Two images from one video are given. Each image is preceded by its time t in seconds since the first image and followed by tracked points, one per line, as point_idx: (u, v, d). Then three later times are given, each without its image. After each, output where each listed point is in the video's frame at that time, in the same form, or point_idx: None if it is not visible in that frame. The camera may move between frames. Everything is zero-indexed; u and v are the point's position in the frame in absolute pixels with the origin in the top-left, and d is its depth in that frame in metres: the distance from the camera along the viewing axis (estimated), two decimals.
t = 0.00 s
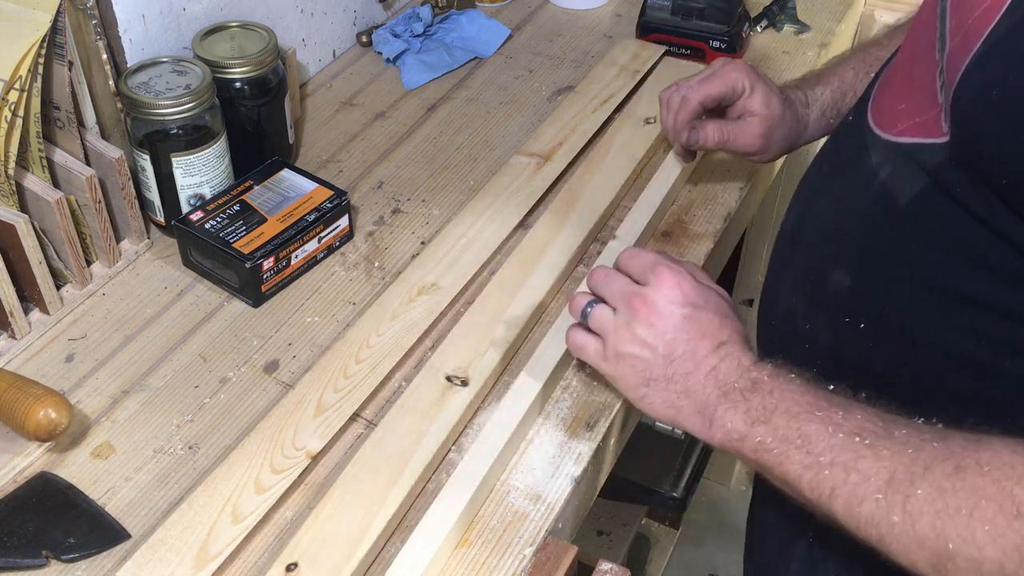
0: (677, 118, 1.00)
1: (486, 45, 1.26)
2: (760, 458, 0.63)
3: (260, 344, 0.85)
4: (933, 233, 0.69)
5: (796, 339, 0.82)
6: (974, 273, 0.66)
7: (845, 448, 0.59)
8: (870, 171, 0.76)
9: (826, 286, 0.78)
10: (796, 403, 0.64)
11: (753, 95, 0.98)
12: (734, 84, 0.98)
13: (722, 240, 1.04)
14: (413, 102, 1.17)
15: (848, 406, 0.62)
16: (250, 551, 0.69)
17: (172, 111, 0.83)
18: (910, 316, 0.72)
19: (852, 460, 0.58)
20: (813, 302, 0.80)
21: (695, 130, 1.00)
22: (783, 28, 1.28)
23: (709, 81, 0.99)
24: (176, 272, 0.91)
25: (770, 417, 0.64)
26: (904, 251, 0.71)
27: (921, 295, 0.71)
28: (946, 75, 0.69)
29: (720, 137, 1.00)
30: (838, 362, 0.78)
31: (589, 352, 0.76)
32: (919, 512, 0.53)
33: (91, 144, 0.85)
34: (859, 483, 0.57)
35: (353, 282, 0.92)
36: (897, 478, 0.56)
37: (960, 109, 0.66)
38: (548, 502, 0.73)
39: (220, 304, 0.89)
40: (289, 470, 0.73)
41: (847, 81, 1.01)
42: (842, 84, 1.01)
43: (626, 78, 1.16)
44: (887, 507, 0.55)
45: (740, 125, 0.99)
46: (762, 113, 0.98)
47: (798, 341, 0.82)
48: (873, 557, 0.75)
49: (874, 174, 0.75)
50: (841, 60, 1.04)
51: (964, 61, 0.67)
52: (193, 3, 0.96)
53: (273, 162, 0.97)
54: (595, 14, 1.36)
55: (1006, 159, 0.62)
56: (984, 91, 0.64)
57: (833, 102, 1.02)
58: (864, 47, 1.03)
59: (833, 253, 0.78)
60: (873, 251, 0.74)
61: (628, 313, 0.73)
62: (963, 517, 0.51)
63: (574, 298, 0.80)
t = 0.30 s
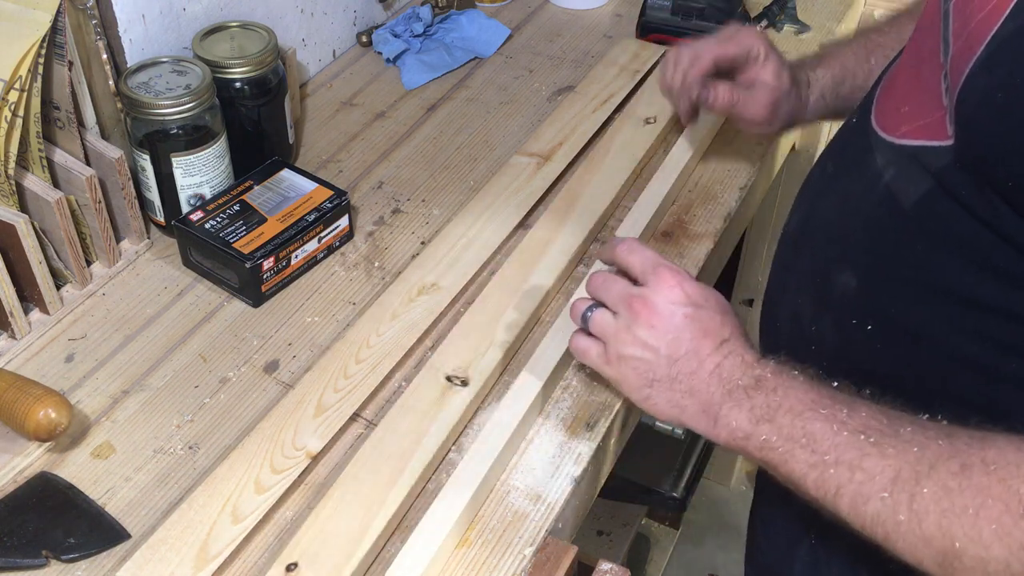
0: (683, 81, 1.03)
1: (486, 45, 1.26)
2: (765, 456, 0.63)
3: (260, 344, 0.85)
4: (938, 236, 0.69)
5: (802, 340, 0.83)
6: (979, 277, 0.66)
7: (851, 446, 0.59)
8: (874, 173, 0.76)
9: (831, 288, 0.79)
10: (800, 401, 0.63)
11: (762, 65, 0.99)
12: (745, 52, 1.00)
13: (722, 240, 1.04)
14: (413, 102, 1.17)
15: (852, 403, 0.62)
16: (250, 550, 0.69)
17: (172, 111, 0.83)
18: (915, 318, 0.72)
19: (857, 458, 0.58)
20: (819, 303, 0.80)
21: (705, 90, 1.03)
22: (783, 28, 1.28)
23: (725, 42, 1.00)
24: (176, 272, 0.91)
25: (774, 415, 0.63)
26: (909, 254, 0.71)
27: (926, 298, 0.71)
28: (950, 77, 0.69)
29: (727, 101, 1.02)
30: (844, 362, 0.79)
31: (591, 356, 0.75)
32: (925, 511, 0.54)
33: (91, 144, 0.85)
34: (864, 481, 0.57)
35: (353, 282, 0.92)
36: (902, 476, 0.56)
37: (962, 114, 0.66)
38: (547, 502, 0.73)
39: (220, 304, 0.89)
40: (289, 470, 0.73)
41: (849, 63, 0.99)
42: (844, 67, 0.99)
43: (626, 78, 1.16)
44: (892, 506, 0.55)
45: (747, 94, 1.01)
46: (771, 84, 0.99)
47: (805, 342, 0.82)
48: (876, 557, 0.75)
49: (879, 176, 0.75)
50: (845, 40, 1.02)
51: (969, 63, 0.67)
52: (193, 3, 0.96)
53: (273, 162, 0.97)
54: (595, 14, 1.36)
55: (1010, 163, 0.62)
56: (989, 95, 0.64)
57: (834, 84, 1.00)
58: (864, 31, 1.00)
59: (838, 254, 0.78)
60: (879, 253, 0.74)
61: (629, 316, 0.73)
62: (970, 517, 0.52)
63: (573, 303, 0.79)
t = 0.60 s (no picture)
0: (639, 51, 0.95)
1: (486, 45, 1.26)
2: (772, 456, 0.63)
3: (260, 344, 0.85)
4: (945, 243, 0.69)
5: (808, 345, 0.83)
6: (986, 284, 0.66)
7: (858, 447, 0.59)
8: (879, 179, 0.76)
9: (838, 295, 0.79)
10: (805, 400, 0.63)
11: (721, 40, 0.96)
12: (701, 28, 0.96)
13: (722, 239, 1.05)
14: (413, 102, 1.17)
15: (858, 401, 0.62)
16: (250, 550, 0.69)
17: (172, 111, 0.83)
18: (922, 325, 0.72)
19: (864, 459, 0.58)
20: (825, 309, 0.81)
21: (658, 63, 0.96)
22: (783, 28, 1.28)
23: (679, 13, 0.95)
24: (176, 273, 0.91)
25: (780, 415, 0.63)
26: (915, 261, 0.71)
27: (933, 305, 0.71)
28: (954, 85, 0.70)
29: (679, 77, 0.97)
30: (851, 368, 0.79)
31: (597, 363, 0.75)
32: (933, 513, 0.54)
33: (91, 144, 0.85)
34: (872, 483, 0.57)
35: (353, 282, 0.92)
36: (911, 477, 0.56)
37: (970, 122, 0.66)
38: (547, 502, 0.73)
39: (220, 305, 0.89)
40: (289, 470, 0.73)
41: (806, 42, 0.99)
42: (799, 44, 0.99)
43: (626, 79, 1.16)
44: (901, 507, 0.55)
45: (699, 67, 0.97)
46: (726, 61, 0.97)
47: (812, 348, 0.82)
48: (882, 558, 0.75)
49: (883, 183, 0.76)
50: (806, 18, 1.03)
51: (974, 71, 0.67)
52: (193, 3, 0.96)
53: (273, 162, 0.97)
54: (595, 14, 1.36)
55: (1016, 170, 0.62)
56: (997, 106, 0.64)
57: (790, 65, 1.00)
58: (825, 12, 1.02)
59: (844, 260, 0.78)
60: (886, 260, 0.74)
61: (626, 324, 0.71)
62: (979, 519, 0.52)
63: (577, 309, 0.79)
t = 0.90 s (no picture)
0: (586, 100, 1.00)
1: (486, 45, 1.26)
2: (772, 471, 0.61)
3: (260, 344, 0.85)
4: (947, 246, 0.69)
5: (808, 347, 0.83)
6: (989, 287, 0.67)
7: (857, 460, 0.56)
8: (880, 182, 0.76)
9: (839, 298, 0.79)
10: (800, 414, 0.60)
11: (660, 64, 0.96)
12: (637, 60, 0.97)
13: (722, 239, 1.05)
14: (413, 102, 1.17)
15: (856, 412, 0.60)
16: (250, 550, 0.69)
17: (172, 111, 0.83)
18: (924, 328, 0.72)
19: (864, 472, 0.56)
20: (825, 312, 0.81)
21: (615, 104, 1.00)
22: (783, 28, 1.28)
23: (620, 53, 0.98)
24: (176, 272, 0.92)
25: (777, 431, 0.60)
26: (917, 264, 0.72)
27: (936, 308, 0.71)
28: (955, 90, 0.70)
29: (636, 109, 0.99)
30: (852, 370, 0.79)
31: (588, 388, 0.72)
32: (935, 525, 0.53)
33: (91, 144, 0.85)
34: (872, 495, 0.55)
35: (352, 282, 0.92)
36: (912, 489, 0.54)
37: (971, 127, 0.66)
38: (547, 502, 0.73)
39: (220, 304, 0.89)
40: (289, 470, 0.73)
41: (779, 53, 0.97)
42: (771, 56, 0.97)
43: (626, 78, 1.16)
44: (903, 519, 0.54)
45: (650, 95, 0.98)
46: (671, 82, 0.96)
47: (812, 351, 0.82)
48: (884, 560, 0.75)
49: (884, 186, 0.76)
50: (775, 34, 1.01)
51: (975, 77, 0.67)
52: (194, 3, 0.96)
53: (273, 162, 0.97)
54: (595, 14, 1.36)
55: (1016, 174, 0.62)
56: (1001, 111, 0.63)
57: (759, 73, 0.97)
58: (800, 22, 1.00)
59: (844, 264, 0.78)
60: (887, 263, 0.74)
61: (614, 347, 0.68)
62: (983, 531, 0.51)
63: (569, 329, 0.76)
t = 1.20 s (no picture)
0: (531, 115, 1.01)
1: (486, 45, 1.26)
2: (716, 467, 0.63)
3: (260, 344, 0.85)
4: (946, 248, 0.69)
5: (809, 353, 0.83)
6: (987, 289, 0.67)
7: (804, 452, 0.60)
8: (876, 187, 0.76)
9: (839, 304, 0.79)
10: (747, 407, 0.64)
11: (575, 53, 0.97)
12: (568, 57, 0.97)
13: (722, 239, 1.04)
14: (413, 102, 1.17)
15: (800, 409, 0.64)
16: (250, 550, 0.69)
17: (172, 111, 0.83)
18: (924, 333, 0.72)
19: (812, 463, 0.59)
20: (825, 319, 0.80)
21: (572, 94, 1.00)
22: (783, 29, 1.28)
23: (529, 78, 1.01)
24: (176, 272, 0.91)
25: (723, 425, 0.63)
26: (916, 268, 0.72)
27: (934, 311, 0.71)
28: (950, 96, 0.70)
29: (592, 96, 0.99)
30: (852, 376, 0.78)
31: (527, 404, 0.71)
32: (884, 514, 0.56)
33: (91, 144, 0.85)
34: (820, 486, 0.58)
35: (353, 282, 0.92)
36: (859, 479, 0.57)
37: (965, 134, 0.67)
38: (548, 502, 0.73)
39: (220, 304, 0.89)
40: (289, 470, 0.73)
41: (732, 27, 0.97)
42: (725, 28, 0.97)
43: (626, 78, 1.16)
44: (852, 509, 0.57)
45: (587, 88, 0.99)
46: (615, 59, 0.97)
47: (812, 357, 0.82)
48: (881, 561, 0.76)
49: (880, 191, 0.76)
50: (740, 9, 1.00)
51: (971, 84, 0.67)
52: (193, 3, 0.96)
53: (273, 162, 0.97)
54: (595, 14, 1.36)
55: (1014, 179, 0.63)
56: (998, 117, 0.64)
57: (707, 46, 0.97)
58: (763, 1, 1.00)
59: (844, 268, 0.78)
60: (884, 266, 0.74)
61: (555, 350, 0.71)
62: (931, 518, 0.54)
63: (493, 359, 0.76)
